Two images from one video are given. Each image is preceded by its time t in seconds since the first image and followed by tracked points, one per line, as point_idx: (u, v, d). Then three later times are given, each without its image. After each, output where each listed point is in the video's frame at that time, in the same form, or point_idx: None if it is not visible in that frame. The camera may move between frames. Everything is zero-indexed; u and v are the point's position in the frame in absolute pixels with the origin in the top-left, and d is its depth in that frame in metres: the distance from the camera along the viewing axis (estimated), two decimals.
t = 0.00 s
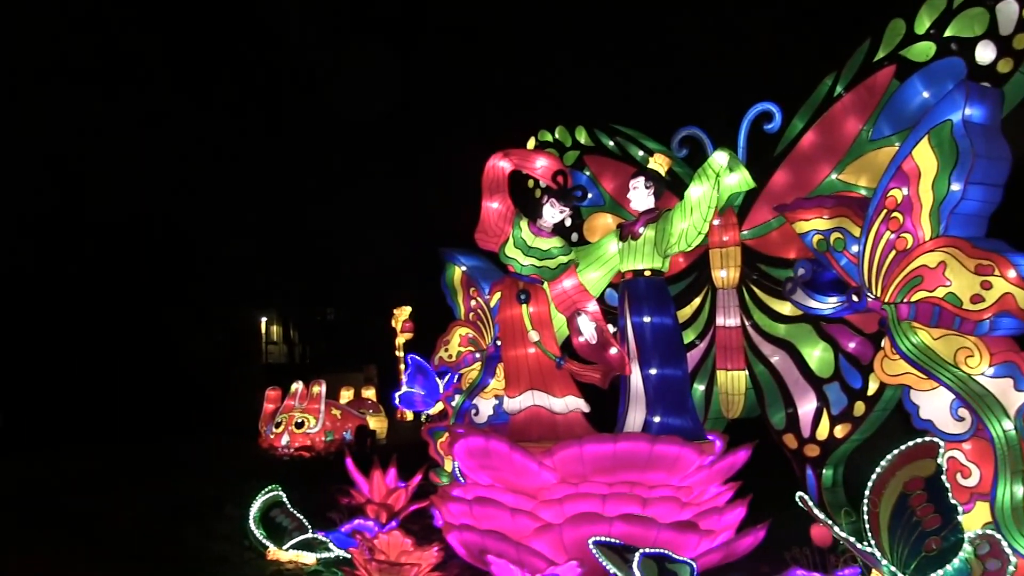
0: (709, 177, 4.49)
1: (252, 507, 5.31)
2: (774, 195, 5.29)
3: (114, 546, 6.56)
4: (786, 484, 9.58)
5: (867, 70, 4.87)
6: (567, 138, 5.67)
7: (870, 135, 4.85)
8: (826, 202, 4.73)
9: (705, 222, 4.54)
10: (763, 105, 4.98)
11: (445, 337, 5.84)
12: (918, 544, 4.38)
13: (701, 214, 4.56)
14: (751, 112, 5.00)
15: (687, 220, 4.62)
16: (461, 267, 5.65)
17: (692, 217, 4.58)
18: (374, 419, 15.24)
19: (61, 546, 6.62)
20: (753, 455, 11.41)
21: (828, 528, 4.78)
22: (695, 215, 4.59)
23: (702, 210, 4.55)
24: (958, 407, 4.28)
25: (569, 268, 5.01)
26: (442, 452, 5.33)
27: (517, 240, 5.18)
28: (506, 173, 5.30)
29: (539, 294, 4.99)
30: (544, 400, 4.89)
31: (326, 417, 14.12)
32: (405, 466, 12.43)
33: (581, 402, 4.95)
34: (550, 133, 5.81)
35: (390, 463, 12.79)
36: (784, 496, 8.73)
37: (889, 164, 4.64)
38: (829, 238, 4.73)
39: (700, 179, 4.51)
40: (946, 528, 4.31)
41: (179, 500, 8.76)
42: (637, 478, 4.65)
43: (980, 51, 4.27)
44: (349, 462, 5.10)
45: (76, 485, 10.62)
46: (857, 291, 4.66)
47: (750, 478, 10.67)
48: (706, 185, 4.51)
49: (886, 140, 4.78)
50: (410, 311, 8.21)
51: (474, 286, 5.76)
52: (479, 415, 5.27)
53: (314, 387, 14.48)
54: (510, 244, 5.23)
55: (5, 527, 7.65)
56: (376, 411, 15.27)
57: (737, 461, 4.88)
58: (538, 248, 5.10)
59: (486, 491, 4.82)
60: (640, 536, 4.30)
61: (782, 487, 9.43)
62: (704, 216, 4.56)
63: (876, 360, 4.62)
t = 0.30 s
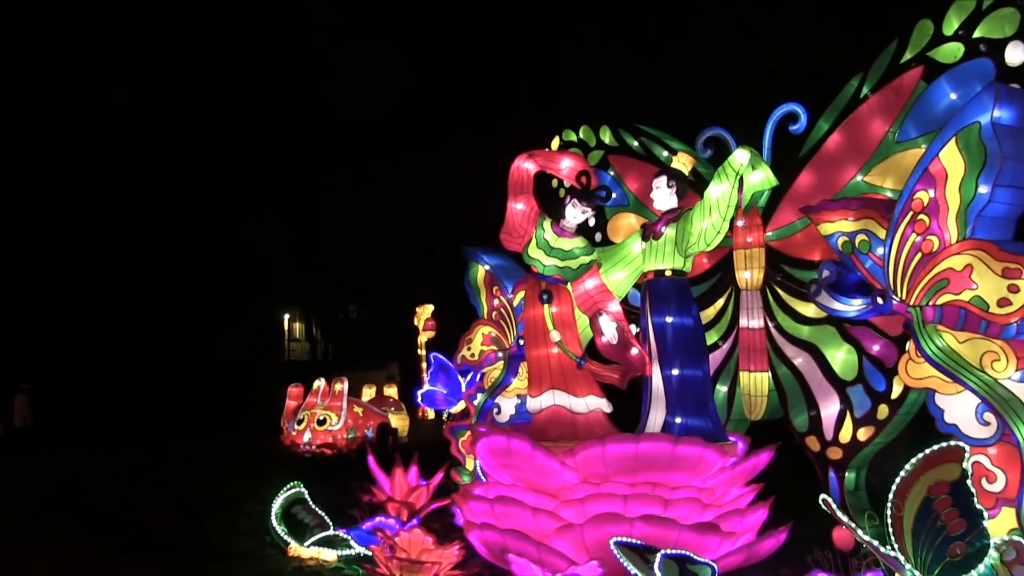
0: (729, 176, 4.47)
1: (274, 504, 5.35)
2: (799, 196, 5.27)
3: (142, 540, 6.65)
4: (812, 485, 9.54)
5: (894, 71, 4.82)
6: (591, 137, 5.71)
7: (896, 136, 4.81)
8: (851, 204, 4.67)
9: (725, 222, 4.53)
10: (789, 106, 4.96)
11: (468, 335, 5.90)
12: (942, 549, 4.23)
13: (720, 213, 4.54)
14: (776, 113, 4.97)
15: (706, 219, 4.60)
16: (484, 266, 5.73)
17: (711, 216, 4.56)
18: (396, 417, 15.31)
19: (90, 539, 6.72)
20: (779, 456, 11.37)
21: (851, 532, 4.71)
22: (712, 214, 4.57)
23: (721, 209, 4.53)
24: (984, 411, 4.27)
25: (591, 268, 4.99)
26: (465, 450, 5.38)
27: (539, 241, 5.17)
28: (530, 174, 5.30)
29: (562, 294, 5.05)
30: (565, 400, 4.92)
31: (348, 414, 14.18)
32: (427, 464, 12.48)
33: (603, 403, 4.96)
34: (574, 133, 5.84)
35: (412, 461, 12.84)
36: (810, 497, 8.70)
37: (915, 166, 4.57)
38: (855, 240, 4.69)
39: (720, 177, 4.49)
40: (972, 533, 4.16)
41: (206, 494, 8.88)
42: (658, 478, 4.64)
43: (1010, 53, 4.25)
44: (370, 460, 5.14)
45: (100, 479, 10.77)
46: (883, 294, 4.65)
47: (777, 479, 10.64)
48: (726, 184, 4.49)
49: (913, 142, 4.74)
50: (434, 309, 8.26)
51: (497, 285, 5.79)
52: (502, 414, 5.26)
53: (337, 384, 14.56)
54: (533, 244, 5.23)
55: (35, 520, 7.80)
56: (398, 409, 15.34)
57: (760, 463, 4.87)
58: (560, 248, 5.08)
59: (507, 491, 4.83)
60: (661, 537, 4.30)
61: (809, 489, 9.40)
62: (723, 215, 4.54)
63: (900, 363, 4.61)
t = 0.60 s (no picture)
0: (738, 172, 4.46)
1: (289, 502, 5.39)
2: (815, 195, 5.27)
3: (161, 537, 6.72)
4: (831, 485, 9.52)
5: (911, 70, 4.80)
6: (606, 137, 5.72)
7: (913, 136, 4.79)
8: (867, 203, 4.66)
9: (733, 219, 4.50)
10: (804, 105, 4.95)
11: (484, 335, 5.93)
12: (959, 550, 4.20)
13: (727, 210, 4.51)
14: (792, 112, 4.97)
15: (715, 217, 4.59)
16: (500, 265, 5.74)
17: (719, 213, 4.55)
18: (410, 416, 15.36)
19: (108, 537, 6.77)
20: (796, 456, 11.35)
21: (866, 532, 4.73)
22: (721, 211, 4.55)
23: (728, 206, 4.50)
24: (1001, 411, 4.27)
25: (606, 267, 5.01)
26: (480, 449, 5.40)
27: (555, 241, 5.19)
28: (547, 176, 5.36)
29: (576, 293, 5.08)
30: (577, 399, 4.93)
31: (361, 414, 14.31)
32: (441, 463, 12.52)
33: (616, 402, 4.96)
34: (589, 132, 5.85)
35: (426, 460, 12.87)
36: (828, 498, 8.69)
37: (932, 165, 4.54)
38: (871, 240, 4.67)
39: (728, 174, 4.48)
40: (989, 534, 4.13)
41: (224, 492, 8.95)
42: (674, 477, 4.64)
43: None
44: (385, 459, 5.13)
45: (117, 478, 10.86)
46: (899, 294, 4.60)
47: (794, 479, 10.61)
48: (735, 181, 4.47)
49: (930, 141, 4.71)
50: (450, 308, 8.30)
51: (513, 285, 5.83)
52: (517, 413, 5.29)
53: (352, 383, 14.62)
54: (547, 245, 5.24)
55: (57, 516, 7.90)
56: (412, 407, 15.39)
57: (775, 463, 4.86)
58: (574, 249, 5.10)
59: (522, 490, 4.83)
60: (676, 536, 4.29)
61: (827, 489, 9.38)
62: (732, 213, 4.52)
63: (917, 363, 4.60)
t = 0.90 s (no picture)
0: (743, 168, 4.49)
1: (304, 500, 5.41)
2: (830, 193, 5.26)
3: (176, 536, 6.75)
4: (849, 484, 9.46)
5: (926, 66, 4.75)
6: (619, 135, 5.70)
7: (929, 132, 4.74)
8: (883, 201, 4.60)
9: (738, 215, 4.52)
10: (819, 103, 4.94)
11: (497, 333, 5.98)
12: (979, 550, 4.22)
13: (731, 205, 4.53)
14: (806, 110, 4.95)
15: (720, 212, 4.59)
16: (512, 264, 5.76)
17: (724, 208, 4.55)
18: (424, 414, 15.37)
19: (125, 535, 6.83)
20: (812, 455, 11.29)
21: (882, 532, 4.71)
22: (725, 207, 4.55)
23: (733, 202, 4.52)
24: (1020, 411, 4.23)
25: (617, 266, 4.93)
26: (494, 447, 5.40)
27: (568, 242, 5.14)
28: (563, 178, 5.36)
29: (590, 293, 5.09)
30: (589, 398, 4.95)
31: (375, 413, 14.32)
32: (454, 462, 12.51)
33: (630, 401, 4.96)
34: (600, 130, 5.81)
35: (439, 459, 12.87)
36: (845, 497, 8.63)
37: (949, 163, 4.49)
38: (887, 237, 4.62)
39: (733, 169, 4.50)
40: (1010, 534, 4.18)
41: (240, 491, 8.98)
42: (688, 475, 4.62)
43: None
44: (399, 458, 5.13)
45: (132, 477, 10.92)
46: (915, 291, 4.51)
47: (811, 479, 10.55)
48: (739, 177, 4.48)
49: (946, 137, 4.67)
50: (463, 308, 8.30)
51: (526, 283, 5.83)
52: (531, 412, 5.27)
53: (366, 382, 14.64)
54: (561, 246, 5.20)
55: (72, 515, 7.95)
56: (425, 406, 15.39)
57: (790, 461, 4.84)
58: (586, 248, 5.04)
59: (537, 488, 4.83)
60: (692, 536, 4.30)
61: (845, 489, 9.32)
62: (735, 208, 4.54)
63: (933, 361, 4.54)
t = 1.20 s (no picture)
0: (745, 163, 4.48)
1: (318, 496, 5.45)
2: (844, 190, 5.25)
3: (192, 532, 6.79)
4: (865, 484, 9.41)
5: (944, 63, 4.71)
6: (633, 133, 5.70)
7: (946, 129, 4.70)
8: (899, 198, 4.61)
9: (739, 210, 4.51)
10: (835, 99, 4.90)
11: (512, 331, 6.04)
12: (996, 550, 4.20)
13: (733, 200, 4.53)
14: (822, 107, 4.92)
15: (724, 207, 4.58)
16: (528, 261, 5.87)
17: (726, 204, 4.55)
18: (437, 412, 15.39)
19: (142, 531, 6.87)
20: (828, 453, 11.24)
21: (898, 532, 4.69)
22: (728, 202, 4.54)
23: (734, 197, 4.52)
24: None
25: (631, 265, 4.95)
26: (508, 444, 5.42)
27: (584, 241, 5.15)
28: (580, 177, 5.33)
29: (603, 291, 5.11)
30: (602, 395, 4.97)
31: (387, 411, 14.36)
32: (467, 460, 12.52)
33: (642, 398, 4.92)
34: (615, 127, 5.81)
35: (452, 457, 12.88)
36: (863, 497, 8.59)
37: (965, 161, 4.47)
38: (903, 235, 4.64)
39: (735, 164, 4.49)
40: None
41: (255, 488, 9.02)
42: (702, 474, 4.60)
43: None
44: (414, 454, 5.15)
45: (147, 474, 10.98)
46: (931, 290, 4.54)
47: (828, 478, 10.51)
48: (741, 171, 4.47)
49: (963, 135, 4.63)
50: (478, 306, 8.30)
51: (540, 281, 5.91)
52: (544, 409, 5.35)
53: (379, 379, 14.67)
54: (578, 245, 5.22)
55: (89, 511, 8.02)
56: (438, 404, 15.40)
57: (804, 460, 4.84)
58: (602, 247, 5.03)
59: (549, 486, 4.80)
60: (706, 534, 4.23)
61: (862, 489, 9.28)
62: (737, 203, 4.53)
63: (949, 359, 4.51)
